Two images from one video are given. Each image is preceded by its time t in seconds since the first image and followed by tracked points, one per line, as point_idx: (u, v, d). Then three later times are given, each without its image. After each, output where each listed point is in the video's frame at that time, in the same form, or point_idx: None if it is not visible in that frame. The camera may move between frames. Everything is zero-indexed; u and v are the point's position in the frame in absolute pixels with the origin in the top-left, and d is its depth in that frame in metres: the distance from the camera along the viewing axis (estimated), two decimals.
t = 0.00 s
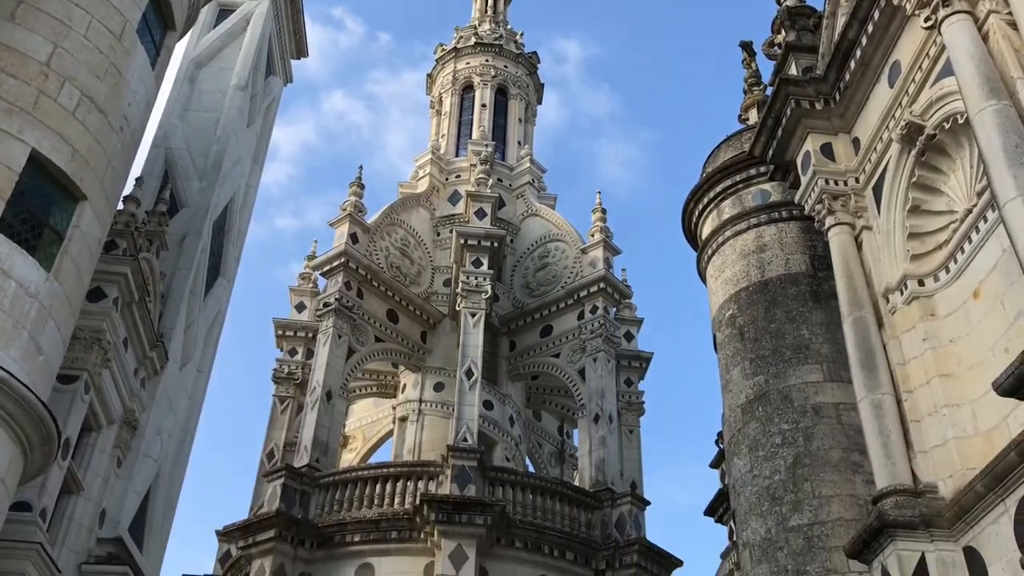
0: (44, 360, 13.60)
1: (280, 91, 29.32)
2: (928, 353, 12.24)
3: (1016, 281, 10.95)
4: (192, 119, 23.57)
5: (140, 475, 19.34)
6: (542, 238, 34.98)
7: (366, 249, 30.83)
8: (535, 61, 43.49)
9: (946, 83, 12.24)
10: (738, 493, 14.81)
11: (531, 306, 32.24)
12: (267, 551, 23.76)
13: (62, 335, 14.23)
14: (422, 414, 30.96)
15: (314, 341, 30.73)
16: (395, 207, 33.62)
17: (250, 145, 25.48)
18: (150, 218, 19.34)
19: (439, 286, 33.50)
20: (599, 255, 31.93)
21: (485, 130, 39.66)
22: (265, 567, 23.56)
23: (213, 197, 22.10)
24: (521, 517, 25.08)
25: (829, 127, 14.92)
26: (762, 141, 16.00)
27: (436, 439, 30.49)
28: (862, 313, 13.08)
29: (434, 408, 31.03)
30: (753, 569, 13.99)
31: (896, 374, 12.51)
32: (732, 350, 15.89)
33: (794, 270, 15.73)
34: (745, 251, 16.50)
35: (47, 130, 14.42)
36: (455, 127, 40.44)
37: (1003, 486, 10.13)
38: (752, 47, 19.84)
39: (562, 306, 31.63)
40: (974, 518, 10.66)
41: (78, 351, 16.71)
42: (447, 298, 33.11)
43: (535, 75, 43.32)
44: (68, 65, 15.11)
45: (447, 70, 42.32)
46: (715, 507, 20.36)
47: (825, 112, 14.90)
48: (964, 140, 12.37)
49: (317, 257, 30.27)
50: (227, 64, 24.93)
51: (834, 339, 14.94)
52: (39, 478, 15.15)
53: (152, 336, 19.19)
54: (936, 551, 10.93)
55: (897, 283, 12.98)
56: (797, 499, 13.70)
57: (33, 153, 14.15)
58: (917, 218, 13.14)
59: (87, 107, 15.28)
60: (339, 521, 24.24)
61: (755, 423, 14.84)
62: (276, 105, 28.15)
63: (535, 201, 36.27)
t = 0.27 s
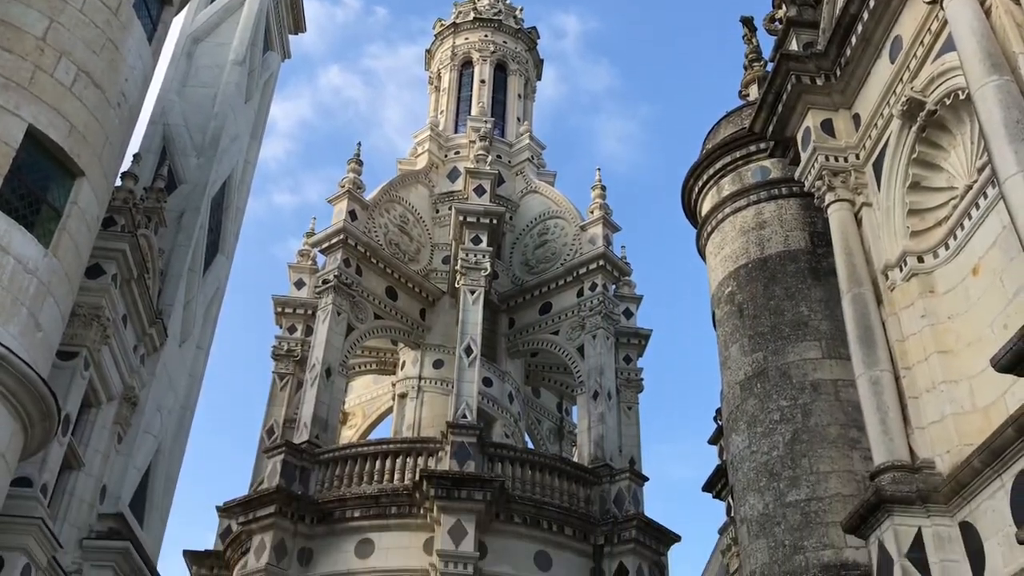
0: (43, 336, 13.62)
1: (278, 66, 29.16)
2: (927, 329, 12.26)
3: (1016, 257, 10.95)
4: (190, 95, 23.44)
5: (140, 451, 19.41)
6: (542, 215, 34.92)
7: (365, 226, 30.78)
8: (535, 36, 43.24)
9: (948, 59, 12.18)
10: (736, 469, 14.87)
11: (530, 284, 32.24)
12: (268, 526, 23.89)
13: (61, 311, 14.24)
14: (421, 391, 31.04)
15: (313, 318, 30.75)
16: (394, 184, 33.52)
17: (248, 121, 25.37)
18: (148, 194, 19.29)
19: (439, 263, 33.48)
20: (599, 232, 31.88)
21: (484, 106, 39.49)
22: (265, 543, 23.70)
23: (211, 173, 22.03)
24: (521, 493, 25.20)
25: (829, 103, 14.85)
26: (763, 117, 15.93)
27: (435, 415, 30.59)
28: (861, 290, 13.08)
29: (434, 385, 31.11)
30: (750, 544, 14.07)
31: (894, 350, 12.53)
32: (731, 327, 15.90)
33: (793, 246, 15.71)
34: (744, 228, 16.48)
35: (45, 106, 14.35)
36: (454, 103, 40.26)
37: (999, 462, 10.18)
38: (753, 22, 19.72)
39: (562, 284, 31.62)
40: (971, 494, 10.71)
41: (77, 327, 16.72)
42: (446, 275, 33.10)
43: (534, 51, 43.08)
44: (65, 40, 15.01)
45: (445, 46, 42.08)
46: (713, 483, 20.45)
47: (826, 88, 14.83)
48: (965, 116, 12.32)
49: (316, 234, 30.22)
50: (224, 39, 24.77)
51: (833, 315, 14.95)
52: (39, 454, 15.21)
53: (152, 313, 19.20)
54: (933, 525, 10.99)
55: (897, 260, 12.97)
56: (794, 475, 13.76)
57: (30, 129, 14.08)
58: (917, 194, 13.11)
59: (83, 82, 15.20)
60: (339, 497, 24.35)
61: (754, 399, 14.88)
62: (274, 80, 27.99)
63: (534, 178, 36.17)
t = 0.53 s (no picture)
0: (43, 315, 13.63)
1: (276, 43, 28.99)
2: (927, 305, 12.26)
3: (1016, 232, 10.93)
4: (187, 72, 23.31)
5: (141, 429, 19.47)
6: (541, 192, 34.83)
7: (365, 204, 30.72)
8: (534, 12, 42.97)
9: (949, 34, 12.11)
10: (736, 445, 14.92)
11: (530, 261, 32.22)
12: (269, 503, 24.00)
13: (60, 289, 14.23)
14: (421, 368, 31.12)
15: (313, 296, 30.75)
16: (393, 161, 33.42)
17: (246, 98, 25.25)
18: (146, 172, 19.22)
19: (438, 241, 33.44)
20: (599, 209, 31.82)
21: (483, 83, 39.30)
22: (267, 519, 23.83)
23: (209, 151, 21.96)
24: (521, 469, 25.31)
25: (830, 79, 14.77)
26: (763, 93, 15.85)
27: (435, 393, 30.67)
28: (861, 266, 13.08)
29: (434, 363, 31.17)
30: (749, 520, 14.14)
31: (894, 326, 12.54)
32: (731, 304, 15.90)
33: (793, 223, 15.68)
34: (744, 204, 16.44)
35: (42, 84, 14.27)
36: (453, 80, 40.05)
37: (998, 437, 10.22)
38: None
39: (562, 261, 31.59)
40: (969, 468, 10.75)
41: (77, 306, 16.72)
42: (446, 253, 33.07)
43: (534, 27, 42.83)
44: (61, 17, 14.91)
45: (444, 22, 41.82)
46: (712, 459, 20.54)
47: (827, 63, 14.74)
48: (966, 91, 12.27)
49: (315, 212, 30.16)
50: (221, 15, 24.59)
51: (833, 292, 14.94)
52: (40, 432, 15.26)
53: (152, 291, 19.20)
54: (931, 500, 11.05)
55: (897, 236, 12.96)
56: (794, 451, 13.81)
57: (27, 107, 14.00)
58: (917, 170, 13.07)
59: (80, 60, 15.12)
60: (340, 474, 24.45)
61: (754, 375, 14.91)
62: (272, 57, 27.84)
63: (534, 155, 36.05)
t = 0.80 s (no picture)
0: (44, 294, 13.65)
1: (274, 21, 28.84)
2: (926, 282, 12.27)
3: (1016, 209, 10.93)
4: (185, 51, 23.19)
5: (144, 407, 19.54)
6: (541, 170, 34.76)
7: (364, 182, 30.67)
8: None
9: (951, 9, 12.05)
10: (735, 422, 14.98)
11: (530, 240, 32.20)
12: (272, 481, 24.13)
13: (61, 269, 14.24)
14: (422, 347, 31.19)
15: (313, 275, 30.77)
16: (392, 139, 33.33)
17: (245, 77, 25.15)
18: (146, 151, 19.18)
19: (438, 220, 33.42)
20: (599, 187, 31.76)
21: (483, 61, 39.13)
22: (269, 497, 23.97)
23: (209, 130, 21.90)
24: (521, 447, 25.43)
25: (831, 55, 14.71)
26: (764, 70, 15.79)
27: (436, 371, 30.75)
28: (861, 243, 13.09)
29: (434, 341, 31.24)
30: (749, 496, 14.22)
31: (894, 302, 12.57)
32: (731, 282, 15.92)
33: (794, 200, 15.66)
34: (745, 182, 16.41)
35: (40, 63, 14.22)
36: (452, 58, 39.87)
37: (996, 413, 10.27)
38: None
39: (562, 240, 31.59)
40: (968, 444, 10.80)
41: (78, 286, 16.74)
42: (446, 231, 33.05)
43: (534, 4, 42.61)
44: None
45: None
46: (712, 436, 20.63)
47: (828, 40, 14.67)
48: (967, 67, 12.23)
49: (315, 191, 30.12)
50: None
51: (833, 269, 14.95)
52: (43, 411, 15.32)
53: (152, 271, 19.22)
54: (930, 475, 11.11)
55: (897, 213, 12.96)
56: (793, 428, 13.88)
57: (25, 85, 13.96)
58: (918, 146, 13.05)
59: (78, 38, 15.06)
60: (341, 452, 24.57)
61: (753, 352, 14.95)
62: (271, 35, 27.70)
63: (534, 133, 35.93)
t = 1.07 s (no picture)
0: (45, 274, 13.65)
1: None
2: (927, 260, 12.26)
3: (1018, 186, 10.89)
4: (185, 29, 23.02)
5: (146, 386, 19.59)
6: (542, 149, 34.66)
7: (365, 162, 30.60)
8: None
9: None
10: (736, 400, 15.03)
11: (531, 219, 32.16)
12: (274, 459, 24.24)
13: (62, 249, 14.24)
14: (423, 326, 31.23)
15: (314, 255, 30.76)
16: (392, 118, 33.22)
17: (244, 55, 25.03)
18: (145, 131, 19.12)
19: (439, 199, 33.37)
20: (600, 166, 31.68)
21: (483, 39, 38.90)
22: (272, 476, 24.10)
23: (208, 109, 21.83)
24: (522, 425, 25.50)
25: (833, 32, 14.62)
26: (766, 46, 15.72)
27: (437, 350, 30.81)
28: (863, 221, 13.06)
29: (435, 320, 31.28)
30: (749, 473, 14.27)
31: (895, 281, 12.56)
32: (732, 260, 15.91)
33: (795, 178, 15.62)
34: (746, 160, 16.36)
35: (39, 41, 14.16)
36: (453, 36, 39.63)
37: (996, 390, 10.30)
38: None
39: (563, 219, 31.55)
40: (968, 421, 10.83)
41: (79, 265, 16.75)
42: (447, 211, 33.02)
43: None
44: None
45: None
46: (712, 414, 20.70)
47: (831, 16, 14.56)
48: (971, 44, 12.15)
49: (315, 170, 30.05)
50: None
51: (834, 247, 14.92)
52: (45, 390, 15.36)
53: (153, 250, 19.21)
54: (930, 453, 11.15)
55: (898, 191, 12.92)
56: (793, 406, 13.92)
57: (24, 64, 13.89)
58: (921, 123, 13.00)
59: (76, 17, 14.98)
60: (343, 431, 24.65)
61: (754, 331, 14.97)
62: (270, 13, 27.53)
63: (534, 111, 35.81)
